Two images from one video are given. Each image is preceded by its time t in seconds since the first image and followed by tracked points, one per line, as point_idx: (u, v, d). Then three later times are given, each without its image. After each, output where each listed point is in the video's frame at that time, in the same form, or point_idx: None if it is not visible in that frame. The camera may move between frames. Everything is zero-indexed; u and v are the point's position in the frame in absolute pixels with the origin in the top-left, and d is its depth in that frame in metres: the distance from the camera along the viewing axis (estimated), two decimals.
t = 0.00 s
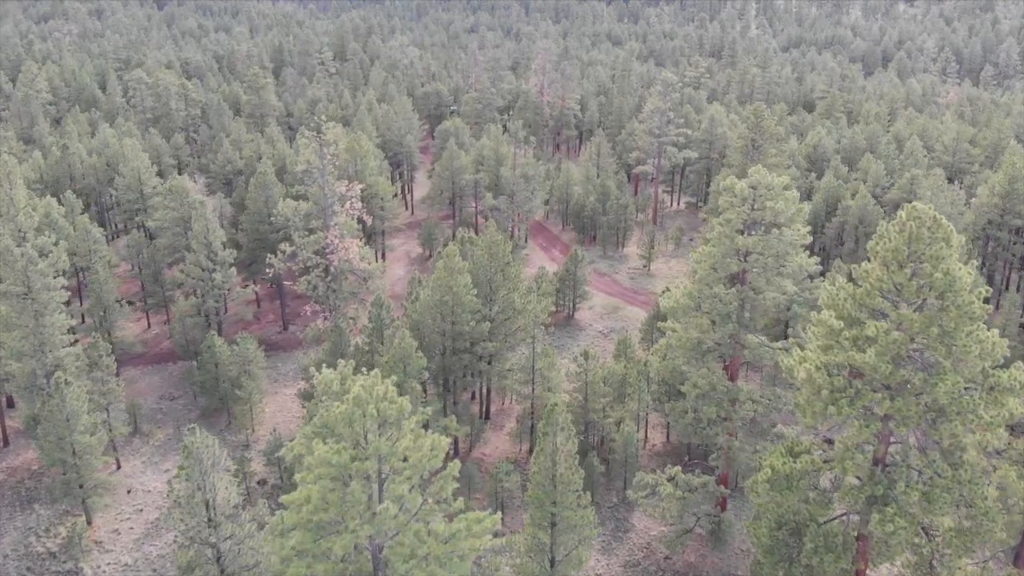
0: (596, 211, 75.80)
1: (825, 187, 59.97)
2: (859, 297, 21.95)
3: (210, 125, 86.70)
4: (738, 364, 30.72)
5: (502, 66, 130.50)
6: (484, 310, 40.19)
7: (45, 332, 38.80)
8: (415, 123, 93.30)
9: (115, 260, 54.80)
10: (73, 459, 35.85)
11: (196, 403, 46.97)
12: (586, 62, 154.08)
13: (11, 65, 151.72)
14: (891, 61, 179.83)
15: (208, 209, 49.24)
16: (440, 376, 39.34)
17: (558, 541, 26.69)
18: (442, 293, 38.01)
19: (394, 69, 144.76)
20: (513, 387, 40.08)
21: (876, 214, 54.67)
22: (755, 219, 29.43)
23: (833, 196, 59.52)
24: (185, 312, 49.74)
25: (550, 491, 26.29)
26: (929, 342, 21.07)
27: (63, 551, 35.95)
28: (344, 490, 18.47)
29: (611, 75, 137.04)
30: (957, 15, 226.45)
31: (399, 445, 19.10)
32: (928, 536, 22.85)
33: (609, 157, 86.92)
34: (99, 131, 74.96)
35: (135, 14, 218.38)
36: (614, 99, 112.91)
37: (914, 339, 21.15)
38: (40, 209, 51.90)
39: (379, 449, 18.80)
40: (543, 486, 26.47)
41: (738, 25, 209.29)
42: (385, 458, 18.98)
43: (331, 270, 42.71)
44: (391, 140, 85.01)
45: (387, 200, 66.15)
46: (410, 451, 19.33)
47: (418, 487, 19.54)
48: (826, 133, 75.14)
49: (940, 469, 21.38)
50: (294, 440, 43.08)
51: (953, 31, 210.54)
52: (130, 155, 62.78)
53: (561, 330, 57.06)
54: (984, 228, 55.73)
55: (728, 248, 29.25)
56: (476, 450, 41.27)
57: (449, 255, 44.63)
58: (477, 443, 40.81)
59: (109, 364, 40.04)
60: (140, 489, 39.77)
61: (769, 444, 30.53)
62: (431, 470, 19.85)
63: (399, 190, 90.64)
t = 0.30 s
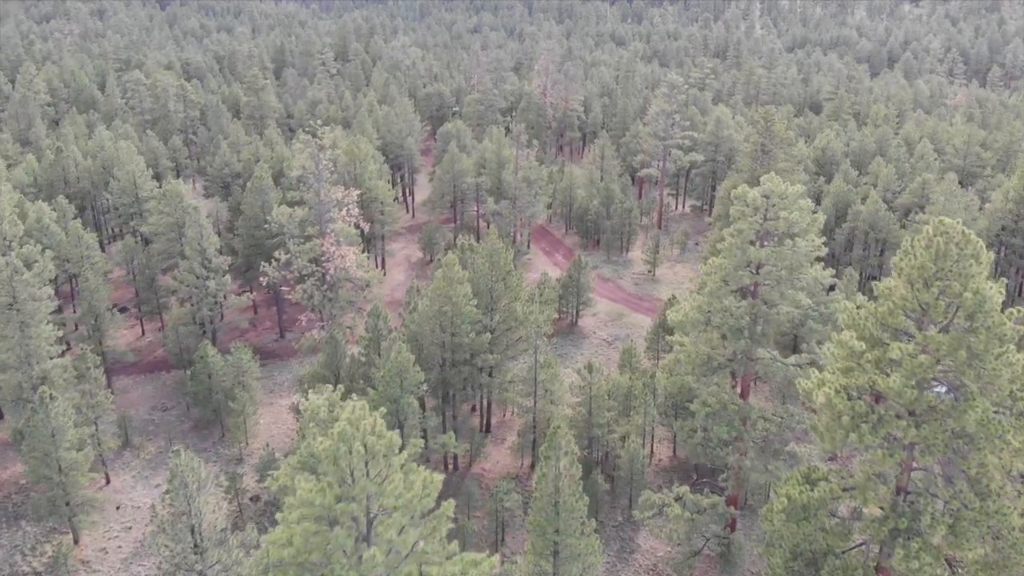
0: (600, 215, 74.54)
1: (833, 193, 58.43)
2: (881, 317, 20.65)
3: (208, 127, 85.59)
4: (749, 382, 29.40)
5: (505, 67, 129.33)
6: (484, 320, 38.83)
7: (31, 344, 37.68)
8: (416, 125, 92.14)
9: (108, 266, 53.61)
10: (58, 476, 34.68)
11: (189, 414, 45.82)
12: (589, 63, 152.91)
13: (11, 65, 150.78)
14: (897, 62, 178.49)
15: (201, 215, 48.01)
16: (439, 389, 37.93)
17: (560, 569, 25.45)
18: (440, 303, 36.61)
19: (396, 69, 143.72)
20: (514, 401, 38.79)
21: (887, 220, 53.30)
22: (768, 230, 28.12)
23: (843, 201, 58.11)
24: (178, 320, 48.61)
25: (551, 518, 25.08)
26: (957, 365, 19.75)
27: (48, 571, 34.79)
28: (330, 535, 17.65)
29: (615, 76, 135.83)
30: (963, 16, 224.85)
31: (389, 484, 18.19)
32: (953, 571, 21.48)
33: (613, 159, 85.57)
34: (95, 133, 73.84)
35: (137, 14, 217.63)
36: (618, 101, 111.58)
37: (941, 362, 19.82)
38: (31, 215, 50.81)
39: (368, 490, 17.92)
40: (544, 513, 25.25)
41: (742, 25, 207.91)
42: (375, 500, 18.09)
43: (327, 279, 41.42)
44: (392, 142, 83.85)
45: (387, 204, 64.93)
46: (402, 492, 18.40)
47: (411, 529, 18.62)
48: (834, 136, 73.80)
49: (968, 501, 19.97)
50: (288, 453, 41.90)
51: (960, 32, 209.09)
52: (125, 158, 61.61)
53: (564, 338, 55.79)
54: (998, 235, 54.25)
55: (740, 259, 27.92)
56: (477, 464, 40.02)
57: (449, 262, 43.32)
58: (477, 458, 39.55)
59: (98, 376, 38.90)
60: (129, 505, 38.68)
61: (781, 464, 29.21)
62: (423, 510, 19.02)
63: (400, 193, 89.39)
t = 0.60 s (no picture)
0: (600, 219, 73.29)
1: (840, 198, 57.07)
2: (903, 339, 19.48)
3: (203, 130, 84.41)
4: (758, 401, 28.06)
5: (504, 68, 128.17)
6: (482, 332, 37.45)
7: (12, 358, 36.44)
8: (414, 128, 90.99)
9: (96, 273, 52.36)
10: (39, 497, 33.38)
11: (179, 427, 44.65)
12: (590, 64, 151.67)
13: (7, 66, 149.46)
14: (900, 63, 177.16)
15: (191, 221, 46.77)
16: (435, 403, 36.44)
17: None
18: (435, 315, 34.99)
19: (395, 70, 142.53)
20: (513, 415, 37.55)
21: (895, 226, 52.05)
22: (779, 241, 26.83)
23: (850, 205, 56.84)
24: (168, 329, 47.42)
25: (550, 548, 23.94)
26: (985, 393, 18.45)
27: None
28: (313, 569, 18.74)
29: (615, 77, 134.58)
30: (965, 16, 223.54)
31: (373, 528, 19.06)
32: None
33: (614, 162, 84.35)
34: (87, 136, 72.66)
35: (135, 14, 216.35)
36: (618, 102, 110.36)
37: (968, 389, 18.53)
38: (17, 221, 49.61)
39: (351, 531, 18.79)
40: (543, 543, 24.19)
41: (743, 25, 206.61)
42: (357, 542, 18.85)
43: (319, 288, 40.07)
44: (389, 145, 82.66)
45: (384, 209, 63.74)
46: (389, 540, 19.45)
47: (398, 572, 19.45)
48: (839, 139, 72.55)
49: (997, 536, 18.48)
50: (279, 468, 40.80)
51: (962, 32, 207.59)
52: (116, 162, 60.43)
53: (564, 346, 54.49)
54: (1009, 241, 52.97)
55: (748, 272, 26.69)
56: (474, 481, 38.75)
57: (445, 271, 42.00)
58: (474, 474, 38.38)
59: (82, 390, 37.64)
60: (114, 523, 37.72)
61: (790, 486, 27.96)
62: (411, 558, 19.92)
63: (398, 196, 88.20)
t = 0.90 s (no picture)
0: (601, 223, 71.96)
1: (847, 203, 55.71)
2: (926, 365, 18.30)
3: (197, 133, 83.23)
4: (767, 423, 26.81)
5: (503, 70, 126.93)
6: (480, 345, 36.12)
7: None
8: (412, 130, 89.64)
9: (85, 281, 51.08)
10: (17, 519, 32.03)
11: (167, 442, 43.40)
12: (590, 65, 150.40)
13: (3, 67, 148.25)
14: (902, 64, 175.70)
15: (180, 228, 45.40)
16: (430, 420, 35.03)
17: None
18: (430, 329, 33.54)
19: (394, 71, 141.31)
20: (512, 431, 36.22)
21: (905, 232, 50.68)
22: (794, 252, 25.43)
23: (857, 211, 55.49)
24: (156, 339, 46.01)
25: None
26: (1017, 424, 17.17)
27: None
28: None
29: (616, 78, 133.34)
30: (967, 17, 222.30)
31: None
32: None
33: (614, 166, 83.05)
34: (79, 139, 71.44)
35: (133, 15, 215.19)
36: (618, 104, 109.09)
37: (998, 421, 17.27)
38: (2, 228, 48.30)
39: None
40: None
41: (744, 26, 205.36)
42: None
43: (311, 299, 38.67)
44: (386, 148, 81.38)
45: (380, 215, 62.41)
46: None
47: None
48: (844, 141, 71.21)
49: None
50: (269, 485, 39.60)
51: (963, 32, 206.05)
52: (106, 167, 59.20)
53: (564, 355, 53.11)
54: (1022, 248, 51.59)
55: (759, 287, 25.35)
56: (471, 500, 37.61)
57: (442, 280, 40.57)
58: (471, 492, 37.11)
59: (65, 405, 36.35)
60: (98, 544, 36.51)
61: (799, 512, 26.76)
62: None
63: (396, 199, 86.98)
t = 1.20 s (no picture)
0: (602, 230, 70.71)
1: (854, 211, 54.38)
2: (953, 404, 17.13)
3: (192, 137, 82.01)
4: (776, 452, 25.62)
5: (502, 72, 125.75)
6: (476, 363, 34.82)
7: None
8: (409, 133, 88.37)
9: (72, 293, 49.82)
10: None
11: (155, 460, 42.29)
12: (590, 66, 149.17)
13: None
14: (904, 65, 174.27)
15: (168, 238, 44.07)
16: (425, 442, 33.72)
17: None
18: (423, 348, 32.12)
19: (392, 73, 140.17)
20: (510, 453, 34.96)
21: (914, 242, 49.36)
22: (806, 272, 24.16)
23: (864, 220, 54.17)
24: (144, 353, 44.78)
25: None
26: None
27: None
28: None
29: (616, 80, 132.14)
30: (969, 17, 220.97)
31: None
32: None
33: (615, 170, 81.76)
34: (70, 144, 70.22)
35: (130, 15, 214.01)
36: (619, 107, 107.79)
37: None
38: None
39: None
40: None
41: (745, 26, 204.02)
42: None
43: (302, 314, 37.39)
44: (383, 153, 80.17)
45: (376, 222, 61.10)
46: None
47: None
48: (850, 147, 69.90)
49: None
50: (258, 507, 38.47)
51: (965, 33, 204.53)
52: (96, 174, 57.96)
53: (564, 367, 51.74)
54: None
55: (769, 310, 24.03)
56: (467, 523, 36.51)
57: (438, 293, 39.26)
58: (467, 515, 35.95)
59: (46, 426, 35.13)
60: (81, 569, 35.36)
61: (809, 545, 25.54)
62: None
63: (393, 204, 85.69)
